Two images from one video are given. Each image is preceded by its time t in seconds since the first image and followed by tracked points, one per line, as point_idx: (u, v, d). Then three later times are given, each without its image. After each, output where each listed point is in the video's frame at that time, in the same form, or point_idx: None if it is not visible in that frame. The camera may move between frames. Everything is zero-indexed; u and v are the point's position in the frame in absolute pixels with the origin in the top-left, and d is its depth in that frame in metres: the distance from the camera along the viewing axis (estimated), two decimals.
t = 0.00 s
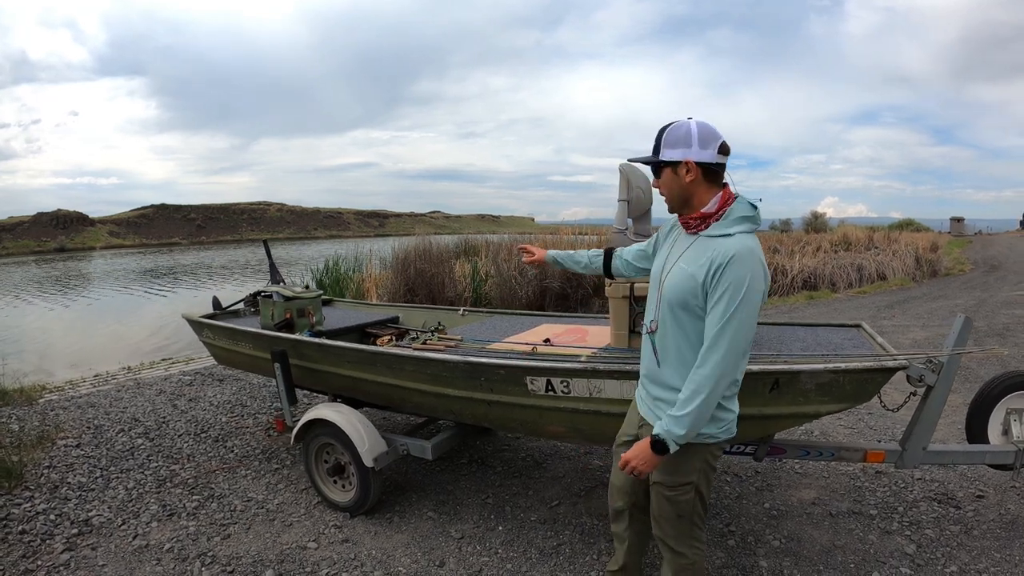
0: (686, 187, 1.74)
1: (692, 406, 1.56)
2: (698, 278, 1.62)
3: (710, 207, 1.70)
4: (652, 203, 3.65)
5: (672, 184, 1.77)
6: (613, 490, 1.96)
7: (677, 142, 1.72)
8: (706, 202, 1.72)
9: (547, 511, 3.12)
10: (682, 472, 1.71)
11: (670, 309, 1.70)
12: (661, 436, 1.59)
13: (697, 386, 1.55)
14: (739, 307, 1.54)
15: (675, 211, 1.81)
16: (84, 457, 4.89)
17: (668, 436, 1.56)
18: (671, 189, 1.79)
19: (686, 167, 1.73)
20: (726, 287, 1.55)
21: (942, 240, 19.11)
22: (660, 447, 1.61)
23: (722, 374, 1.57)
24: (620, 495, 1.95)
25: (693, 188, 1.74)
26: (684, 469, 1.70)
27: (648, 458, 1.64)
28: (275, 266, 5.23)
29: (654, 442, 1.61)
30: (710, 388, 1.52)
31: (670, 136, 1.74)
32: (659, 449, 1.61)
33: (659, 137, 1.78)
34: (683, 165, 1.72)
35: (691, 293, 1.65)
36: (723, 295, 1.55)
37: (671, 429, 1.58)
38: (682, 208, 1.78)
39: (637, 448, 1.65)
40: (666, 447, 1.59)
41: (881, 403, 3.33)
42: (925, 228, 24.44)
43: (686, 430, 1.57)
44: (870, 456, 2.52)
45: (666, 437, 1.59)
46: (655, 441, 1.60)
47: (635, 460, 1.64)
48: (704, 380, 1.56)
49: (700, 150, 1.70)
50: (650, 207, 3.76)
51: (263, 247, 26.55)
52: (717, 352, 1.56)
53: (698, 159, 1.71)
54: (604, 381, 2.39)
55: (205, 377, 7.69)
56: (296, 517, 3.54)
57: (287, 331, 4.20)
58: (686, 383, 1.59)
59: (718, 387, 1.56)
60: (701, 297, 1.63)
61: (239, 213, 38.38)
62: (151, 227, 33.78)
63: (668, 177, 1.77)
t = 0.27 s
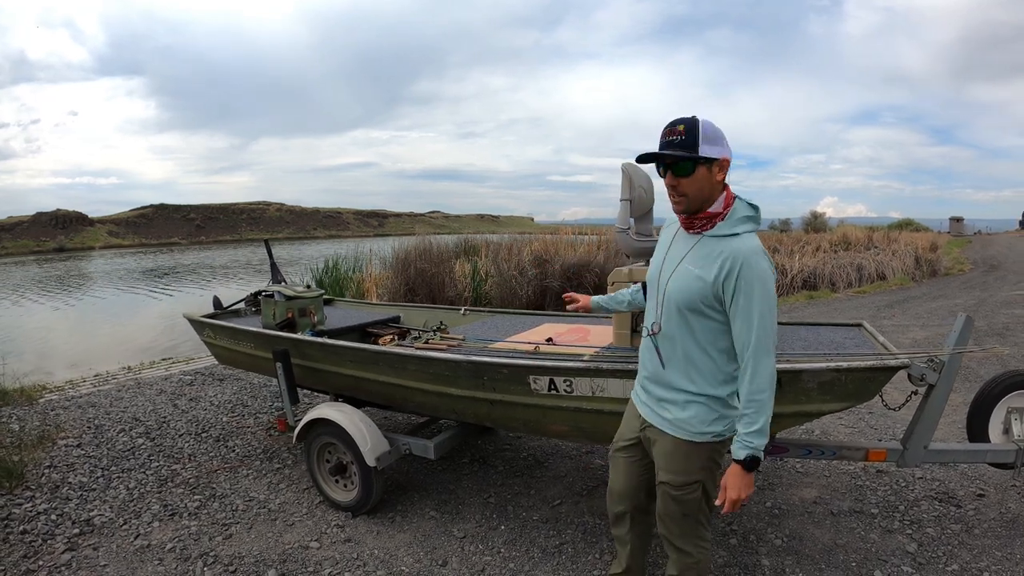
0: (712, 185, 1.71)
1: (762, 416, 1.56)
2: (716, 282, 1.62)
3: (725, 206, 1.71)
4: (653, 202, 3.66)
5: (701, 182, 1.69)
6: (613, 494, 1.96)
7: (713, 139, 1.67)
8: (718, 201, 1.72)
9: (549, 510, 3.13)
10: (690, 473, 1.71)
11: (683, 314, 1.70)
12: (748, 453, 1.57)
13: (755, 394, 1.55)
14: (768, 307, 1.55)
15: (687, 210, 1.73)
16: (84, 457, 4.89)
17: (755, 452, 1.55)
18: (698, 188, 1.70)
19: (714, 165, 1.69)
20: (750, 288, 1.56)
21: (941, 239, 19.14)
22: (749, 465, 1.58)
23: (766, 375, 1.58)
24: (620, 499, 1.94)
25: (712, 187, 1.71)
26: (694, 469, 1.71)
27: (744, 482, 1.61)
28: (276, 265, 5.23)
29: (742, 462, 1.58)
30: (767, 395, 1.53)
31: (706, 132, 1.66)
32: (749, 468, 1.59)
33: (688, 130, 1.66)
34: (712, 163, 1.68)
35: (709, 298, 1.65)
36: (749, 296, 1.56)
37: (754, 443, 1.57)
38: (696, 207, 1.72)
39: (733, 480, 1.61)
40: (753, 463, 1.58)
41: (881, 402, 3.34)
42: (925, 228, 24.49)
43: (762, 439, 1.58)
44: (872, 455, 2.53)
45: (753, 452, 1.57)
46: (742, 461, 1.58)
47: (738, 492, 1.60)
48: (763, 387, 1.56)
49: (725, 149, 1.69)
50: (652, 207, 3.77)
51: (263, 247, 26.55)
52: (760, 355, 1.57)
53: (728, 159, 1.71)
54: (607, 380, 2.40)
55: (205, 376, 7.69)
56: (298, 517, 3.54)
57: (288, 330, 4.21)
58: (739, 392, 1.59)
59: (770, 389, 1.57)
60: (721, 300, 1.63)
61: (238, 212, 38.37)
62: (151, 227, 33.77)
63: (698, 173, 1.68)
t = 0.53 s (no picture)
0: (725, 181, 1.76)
1: (772, 401, 1.59)
2: (732, 276, 1.65)
3: (730, 202, 1.77)
4: (655, 202, 3.67)
5: (720, 176, 1.73)
6: (620, 498, 1.96)
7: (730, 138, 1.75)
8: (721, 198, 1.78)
9: (551, 509, 3.14)
10: (705, 472, 1.72)
11: (699, 312, 1.69)
12: (756, 440, 1.57)
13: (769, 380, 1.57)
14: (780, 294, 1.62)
15: (702, 204, 1.75)
16: (85, 457, 4.90)
17: (763, 438, 1.56)
18: (717, 183, 1.73)
19: (728, 162, 1.76)
20: (765, 278, 1.62)
21: (941, 239, 19.16)
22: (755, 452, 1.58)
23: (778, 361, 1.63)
24: (627, 501, 1.94)
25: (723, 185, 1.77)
26: (710, 467, 1.71)
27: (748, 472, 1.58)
28: (278, 265, 5.24)
29: (750, 449, 1.58)
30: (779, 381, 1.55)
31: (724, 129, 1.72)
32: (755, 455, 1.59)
33: (712, 126, 1.71)
34: (728, 161, 1.75)
35: (724, 293, 1.66)
36: (765, 286, 1.61)
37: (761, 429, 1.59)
38: (710, 202, 1.75)
39: (739, 470, 1.57)
40: (761, 450, 1.58)
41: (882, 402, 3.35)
42: (925, 228, 24.53)
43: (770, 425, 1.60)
44: (873, 454, 2.54)
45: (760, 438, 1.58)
46: (751, 448, 1.58)
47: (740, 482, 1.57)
48: (773, 372, 1.60)
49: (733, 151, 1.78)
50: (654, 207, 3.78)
51: (262, 247, 26.54)
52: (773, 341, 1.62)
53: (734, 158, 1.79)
54: (610, 380, 2.41)
55: (206, 376, 7.69)
56: (300, 517, 3.55)
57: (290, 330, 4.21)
58: (752, 380, 1.62)
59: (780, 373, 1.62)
60: (735, 293, 1.66)
61: (237, 212, 38.34)
62: (150, 227, 33.74)
63: (720, 168, 1.73)
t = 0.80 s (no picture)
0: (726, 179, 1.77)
1: (743, 389, 1.61)
2: (738, 272, 1.66)
3: (732, 200, 1.78)
4: (656, 202, 3.67)
5: (722, 173, 1.74)
6: (622, 497, 1.96)
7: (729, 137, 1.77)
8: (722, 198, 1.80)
9: (552, 509, 3.14)
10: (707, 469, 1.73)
11: (706, 308, 1.70)
12: (718, 425, 1.60)
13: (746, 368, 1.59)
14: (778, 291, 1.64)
15: (705, 200, 1.75)
16: (85, 457, 4.90)
17: (724, 423, 1.58)
18: (719, 179, 1.74)
19: (729, 160, 1.77)
20: (766, 274, 1.63)
21: (940, 239, 19.16)
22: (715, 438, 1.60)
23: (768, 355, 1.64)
24: (631, 500, 1.95)
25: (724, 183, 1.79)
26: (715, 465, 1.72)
27: (704, 451, 1.61)
28: (278, 265, 5.24)
29: (708, 431, 1.60)
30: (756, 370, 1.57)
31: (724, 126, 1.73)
32: (714, 441, 1.60)
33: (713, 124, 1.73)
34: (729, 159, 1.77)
35: (725, 288, 1.67)
36: (765, 282, 1.63)
37: (726, 416, 1.61)
38: (713, 199, 1.75)
39: (690, 443, 1.62)
40: (721, 436, 1.60)
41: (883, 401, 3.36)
42: (925, 228, 24.55)
43: (738, 415, 1.61)
44: (874, 453, 2.54)
45: (722, 425, 1.60)
46: (711, 431, 1.60)
47: (692, 456, 1.60)
48: (754, 363, 1.62)
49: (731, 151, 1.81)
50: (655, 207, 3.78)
51: (262, 247, 26.52)
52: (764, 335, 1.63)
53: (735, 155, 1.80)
54: (612, 379, 2.41)
55: (206, 376, 7.70)
56: (301, 517, 3.55)
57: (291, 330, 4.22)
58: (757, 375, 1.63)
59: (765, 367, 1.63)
60: (736, 289, 1.67)
61: (236, 212, 38.31)
62: (149, 227, 33.71)
63: (722, 164, 1.74)
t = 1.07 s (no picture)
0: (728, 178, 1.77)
1: (751, 387, 1.62)
2: (741, 271, 1.66)
3: (733, 202, 1.79)
4: (656, 202, 3.67)
5: (724, 172, 1.74)
6: (623, 497, 1.96)
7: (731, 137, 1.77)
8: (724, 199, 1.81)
9: (552, 509, 3.14)
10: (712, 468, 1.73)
11: (709, 307, 1.70)
12: (728, 423, 1.60)
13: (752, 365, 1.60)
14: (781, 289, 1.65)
15: (706, 200, 1.75)
16: (85, 457, 4.89)
17: (733, 421, 1.59)
18: (720, 179, 1.74)
19: (730, 159, 1.77)
20: (769, 273, 1.64)
21: (939, 238, 19.16)
22: (726, 435, 1.61)
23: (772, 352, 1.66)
24: (634, 499, 1.94)
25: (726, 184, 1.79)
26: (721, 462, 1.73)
27: (713, 449, 1.62)
28: (278, 265, 5.23)
29: (721, 430, 1.61)
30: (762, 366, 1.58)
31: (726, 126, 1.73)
32: (725, 438, 1.61)
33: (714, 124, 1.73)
34: (731, 160, 1.77)
35: (729, 288, 1.68)
36: (769, 281, 1.64)
37: (735, 414, 1.61)
38: (715, 199, 1.75)
39: (698, 441, 1.63)
40: (731, 435, 1.61)
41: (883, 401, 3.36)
42: (924, 228, 24.60)
43: (745, 412, 1.62)
44: (874, 453, 2.54)
45: (732, 423, 1.61)
46: (722, 430, 1.61)
47: (704, 455, 1.61)
48: (760, 360, 1.62)
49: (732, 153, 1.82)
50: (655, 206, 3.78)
51: (261, 246, 26.51)
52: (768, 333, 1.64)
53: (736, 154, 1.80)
54: (612, 379, 2.41)
55: (205, 376, 7.69)
56: (301, 517, 3.55)
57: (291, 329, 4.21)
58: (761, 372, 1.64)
59: (771, 364, 1.64)
60: (740, 289, 1.68)
61: (236, 212, 38.29)
62: (148, 227, 33.68)
63: (724, 165, 1.73)
